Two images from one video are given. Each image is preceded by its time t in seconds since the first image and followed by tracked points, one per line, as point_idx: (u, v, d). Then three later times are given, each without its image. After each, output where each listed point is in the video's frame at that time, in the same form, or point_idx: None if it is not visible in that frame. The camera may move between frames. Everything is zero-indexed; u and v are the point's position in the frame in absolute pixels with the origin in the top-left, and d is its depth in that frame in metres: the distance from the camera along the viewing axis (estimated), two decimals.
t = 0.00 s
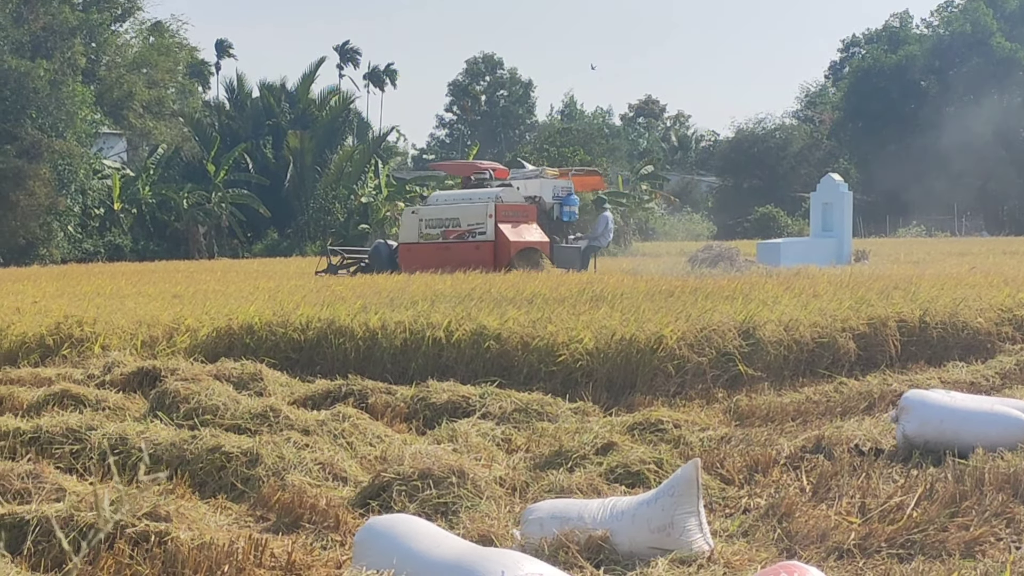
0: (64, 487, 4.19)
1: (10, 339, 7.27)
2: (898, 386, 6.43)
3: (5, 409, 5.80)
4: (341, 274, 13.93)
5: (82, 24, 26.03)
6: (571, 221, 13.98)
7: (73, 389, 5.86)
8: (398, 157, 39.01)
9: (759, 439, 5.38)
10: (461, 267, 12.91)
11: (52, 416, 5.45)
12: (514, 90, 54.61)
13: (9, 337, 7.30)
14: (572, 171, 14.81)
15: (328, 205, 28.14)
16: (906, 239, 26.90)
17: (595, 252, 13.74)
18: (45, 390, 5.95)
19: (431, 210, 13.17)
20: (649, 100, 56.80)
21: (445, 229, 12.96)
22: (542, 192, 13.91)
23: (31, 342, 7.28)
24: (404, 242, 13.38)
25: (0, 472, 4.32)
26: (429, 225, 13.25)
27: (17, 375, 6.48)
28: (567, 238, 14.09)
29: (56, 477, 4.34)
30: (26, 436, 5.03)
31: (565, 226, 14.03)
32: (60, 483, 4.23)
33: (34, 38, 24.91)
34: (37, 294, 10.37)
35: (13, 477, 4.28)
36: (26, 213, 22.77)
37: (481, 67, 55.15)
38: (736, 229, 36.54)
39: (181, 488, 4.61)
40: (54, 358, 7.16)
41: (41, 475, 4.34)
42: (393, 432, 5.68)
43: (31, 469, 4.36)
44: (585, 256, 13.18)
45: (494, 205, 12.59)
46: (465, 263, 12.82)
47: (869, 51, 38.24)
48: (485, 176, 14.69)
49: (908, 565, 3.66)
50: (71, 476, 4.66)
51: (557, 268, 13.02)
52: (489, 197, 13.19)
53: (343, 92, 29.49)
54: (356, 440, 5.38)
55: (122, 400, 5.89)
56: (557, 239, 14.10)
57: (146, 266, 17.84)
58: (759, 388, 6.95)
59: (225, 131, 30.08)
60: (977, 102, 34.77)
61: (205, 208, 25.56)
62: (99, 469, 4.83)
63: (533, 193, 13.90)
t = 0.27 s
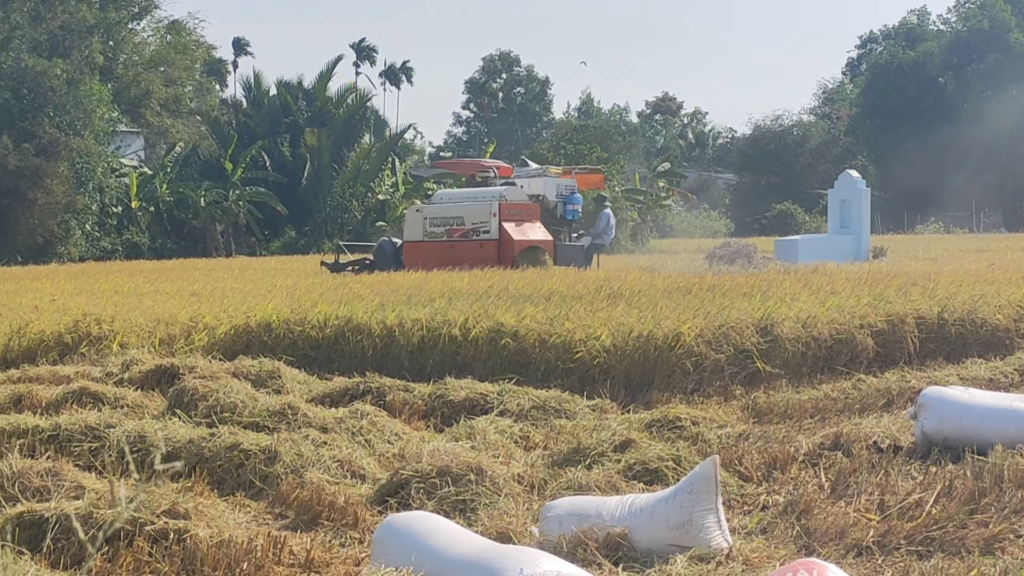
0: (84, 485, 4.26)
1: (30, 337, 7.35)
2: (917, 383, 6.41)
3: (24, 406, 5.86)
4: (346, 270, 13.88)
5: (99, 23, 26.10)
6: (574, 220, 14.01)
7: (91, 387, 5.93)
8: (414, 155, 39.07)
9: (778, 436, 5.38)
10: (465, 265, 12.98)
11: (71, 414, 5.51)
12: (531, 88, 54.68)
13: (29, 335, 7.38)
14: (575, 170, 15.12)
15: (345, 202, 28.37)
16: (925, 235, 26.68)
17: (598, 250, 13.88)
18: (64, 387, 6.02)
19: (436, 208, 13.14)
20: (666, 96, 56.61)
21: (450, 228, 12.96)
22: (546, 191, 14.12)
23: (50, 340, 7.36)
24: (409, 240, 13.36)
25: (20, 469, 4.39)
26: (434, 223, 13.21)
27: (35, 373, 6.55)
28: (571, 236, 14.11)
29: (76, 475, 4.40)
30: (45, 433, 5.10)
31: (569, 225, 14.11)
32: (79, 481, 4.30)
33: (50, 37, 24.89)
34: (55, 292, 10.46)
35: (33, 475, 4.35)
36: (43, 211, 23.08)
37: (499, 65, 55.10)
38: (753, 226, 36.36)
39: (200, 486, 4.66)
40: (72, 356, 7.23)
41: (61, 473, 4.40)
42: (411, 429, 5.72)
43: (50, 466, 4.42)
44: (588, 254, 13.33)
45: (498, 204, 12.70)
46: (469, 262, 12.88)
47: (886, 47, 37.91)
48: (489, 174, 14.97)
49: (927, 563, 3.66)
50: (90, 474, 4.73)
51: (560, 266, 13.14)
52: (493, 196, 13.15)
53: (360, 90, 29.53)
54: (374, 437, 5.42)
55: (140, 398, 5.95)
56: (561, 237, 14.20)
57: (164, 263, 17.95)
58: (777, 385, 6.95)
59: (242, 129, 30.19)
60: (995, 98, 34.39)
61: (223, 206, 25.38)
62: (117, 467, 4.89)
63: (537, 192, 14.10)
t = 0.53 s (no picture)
0: (100, 484, 4.32)
1: (46, 336, 7.43)
2: (934, 381, 6.39)
3: (40, 405, 5.92)
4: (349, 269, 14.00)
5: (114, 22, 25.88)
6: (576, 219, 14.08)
7: (108, 386, 6.00)
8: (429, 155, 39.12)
9: (794, 435, 5.38)
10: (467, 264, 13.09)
11: (88, 413, 5.58)
12: (546, 86, 54.75)
13: (45, 335, 7.46)
14: (576, 168, 15.27)
15: (360, 202, 28.40)
16: (941, 233, 26.50)
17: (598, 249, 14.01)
18: (81, 387, 6.09)
19: (438, 207, 13.18)
20: (681, 94, 56.42)
21: (452, 227, 13.03)
22: (548, 190, 14.13)
23: (66, 340, 7.44)
24: (411, 239, 13.43)
25: (37, 468, 4.44)
26: (436, 222, 13.28)
27: (52, 372, 6.63)
28: (571, 236, 14.34)
29: (92, 474, 4.45)
30: (62, 433, 5.16)
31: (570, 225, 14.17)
32: (95, 480, 4.35)
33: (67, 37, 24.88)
34: (72, 292, 10.57)
35: (49, 474, 4.40)
36: (59, 211, 23.37)
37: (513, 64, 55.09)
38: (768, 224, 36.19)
39: (216, 485, 4.71)
40: (88, 355, 7.31)
41: (77, 473, 4.46)
42: (427, 428, 5.75)
43: (66, 466, 4.47)
44: (589, 252, 13.38)
45: (500, 204, 12.78)
46: (471, 261, 12.98)
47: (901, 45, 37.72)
48: (491, 174, 15.41)
49: (944, 561, 3.67)
50: (107, 473, 4.79)
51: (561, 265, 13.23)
52: (495, 195, 13.17)
53: (375, 88, 29.58)
54: (389, 436, 5.45)
55: (156, 397, 6.01)
56: (562, 235, 14.27)
57: (180, 263, 18.06)
58: (793, 384, 6.95)
59: (258, 129, 30.35)
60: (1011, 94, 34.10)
61: (238, 206, 25.43)
62: (134, 465, 4.95)
63: (538, 192, 14.10)
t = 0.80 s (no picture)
0: (112, 484, 4.35)
1: (58, 337, 7.48)
2: (946, 381, 6.37)
3: (53, 405, 5.96)
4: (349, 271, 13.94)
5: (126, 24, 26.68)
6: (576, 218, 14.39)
7: (120, 386, 6.04)
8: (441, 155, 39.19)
9: (806, 434, 5.38)
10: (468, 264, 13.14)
11: (101, 413, 5.62)
12: (557, 86, 54.90)
13: (57, 335, 7.51)
14: (575, 170, 15.69)
15: (371, 202, 28.64)
16: (954, 232, 26.33)
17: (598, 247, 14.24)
18: (94, 387, 6.14)
19: (439, 208, 13.25)
20: (693, 94, 56.33)
21: (453, 228, 13.10)
22: (548, 190, 14.39)
23: (78, 340, 7.48)
24: (413, 240, 13.48)
25: (50, 468, 4.48)
26: (437, 223, 13.35)
27: (65, 373, 6.67)
28: (571, 235, 14.59)
29: (104, 474, 4.49)
30: (74, 433, 5.20)
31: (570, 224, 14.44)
32: (108, 480, 4.38)
33: (79, 38, 25.72)
34: (85, 292, 10.64)
35: (62, 474, 4.44)
36: (71, 211, 23.40)
37: (524, 64, 55.05)
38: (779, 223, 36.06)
39: (229, 486, 4.74)
40: (101, 355, 7.35)
41: (89, 473, 4.49)
42: (439, 428, 5.77)
43: (79, 466, 4.51)
44: (589, 252, 13.31)
45: (501, 204, 12.84)
46: (472, 261, 13.03)
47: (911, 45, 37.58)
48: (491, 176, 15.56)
49: (957, 561, 3.67)
50: (120, 473, 4.82)
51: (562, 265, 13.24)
52: (496, 196, 13.44)
53: (387, 88, 29.61)
54: (402, 436, 5.48)
55: (169, 397, 6.05)
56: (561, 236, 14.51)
57: (192, 264, 18.12)
58: (806, 383, 6.94)
59: (269, 129, 30.06)
60: None
61: (250, 206, 25.42)
62: (147, 465, 4.98)
63: (539, 192, 14.35)
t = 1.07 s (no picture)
0: (128, 486, 4.38)
1: (74, 339, 7.53)
2: (962, 382, 6.35)
3: (69, 406, 6.00)
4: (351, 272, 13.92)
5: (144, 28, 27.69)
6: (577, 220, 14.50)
7: (136, 388, 6.10)
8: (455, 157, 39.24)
9: (822, 436, 5.37)
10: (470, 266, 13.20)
11: (117, 415, 5.68)
12: (572, 87, 55.06)
13: (73, 337, 7.56)
14: (576, 171, 15.74)
15: (387, 203, 28.78)
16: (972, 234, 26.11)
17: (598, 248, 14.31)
18: (109, 388, 6.19)
19: (441, 210, 13.30)
20: (707, 96, 56.21)
21: (455, 230, 13.15)
22: (549, 193, 14.45)
23: (94, 342, 7.53)
24: (415, 242, 13.51)
25: (66, 470, 4.51)
26: (439, 225, 13.38)
27: (81, 375, 6.73)
28: (571, 236, 14.70)
29: (120, 476, 4.53)
30: (90, 434, 5.25)
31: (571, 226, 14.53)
32: (124, 481, 4.43)
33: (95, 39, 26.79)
34: (101, 294, 10.72)
35: (79, 475, 4.47)
36: (87, 213, 23.25)
37: (540, 64, 55.37)
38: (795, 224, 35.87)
39: (244, 487, 4.77)
40: (117, 357, 7.42)
41: (105, 474, 4.53)
42: (454, 429, 5.80)
43: (95, 467, 4.54)
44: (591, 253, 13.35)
45: (502, 207, 12.90)
46: (474, 263, 13.10)
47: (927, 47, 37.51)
48: (492, 176, 15.51)
49: (974, 563, 3.67)
50: (136, 474, 4.86)
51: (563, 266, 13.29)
52: (498, 198, 13.56)
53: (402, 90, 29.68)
54: (417, 438, 5.51)
55: (185, 399, 6.10)
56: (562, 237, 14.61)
57: (207, 266, 18.17)
58: (822, 385, 6.94)
59: (284, 130, 30.04)
60: None
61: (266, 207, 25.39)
62: (163, 466, 5.01)
63: (539, 194, 14.42)
